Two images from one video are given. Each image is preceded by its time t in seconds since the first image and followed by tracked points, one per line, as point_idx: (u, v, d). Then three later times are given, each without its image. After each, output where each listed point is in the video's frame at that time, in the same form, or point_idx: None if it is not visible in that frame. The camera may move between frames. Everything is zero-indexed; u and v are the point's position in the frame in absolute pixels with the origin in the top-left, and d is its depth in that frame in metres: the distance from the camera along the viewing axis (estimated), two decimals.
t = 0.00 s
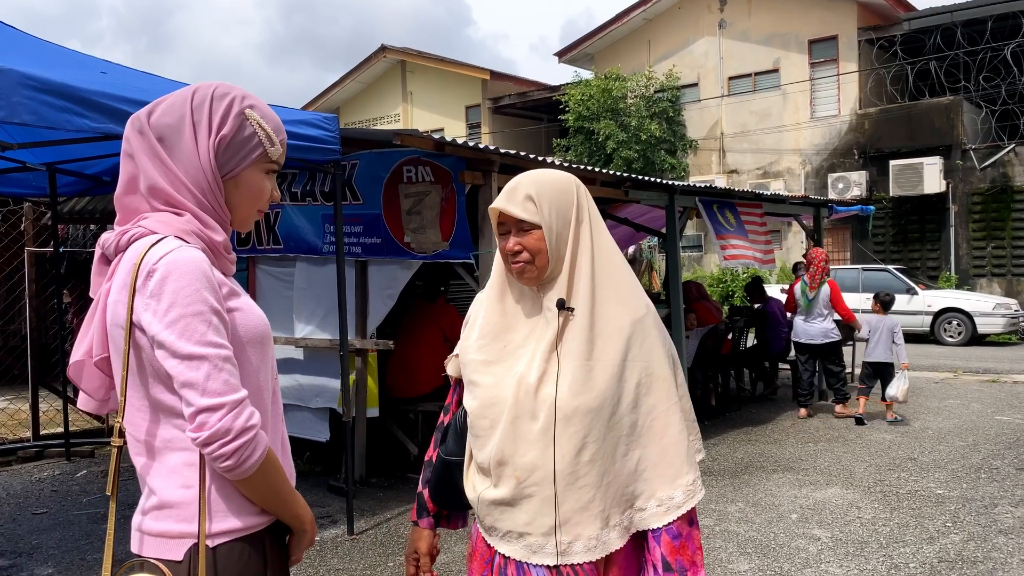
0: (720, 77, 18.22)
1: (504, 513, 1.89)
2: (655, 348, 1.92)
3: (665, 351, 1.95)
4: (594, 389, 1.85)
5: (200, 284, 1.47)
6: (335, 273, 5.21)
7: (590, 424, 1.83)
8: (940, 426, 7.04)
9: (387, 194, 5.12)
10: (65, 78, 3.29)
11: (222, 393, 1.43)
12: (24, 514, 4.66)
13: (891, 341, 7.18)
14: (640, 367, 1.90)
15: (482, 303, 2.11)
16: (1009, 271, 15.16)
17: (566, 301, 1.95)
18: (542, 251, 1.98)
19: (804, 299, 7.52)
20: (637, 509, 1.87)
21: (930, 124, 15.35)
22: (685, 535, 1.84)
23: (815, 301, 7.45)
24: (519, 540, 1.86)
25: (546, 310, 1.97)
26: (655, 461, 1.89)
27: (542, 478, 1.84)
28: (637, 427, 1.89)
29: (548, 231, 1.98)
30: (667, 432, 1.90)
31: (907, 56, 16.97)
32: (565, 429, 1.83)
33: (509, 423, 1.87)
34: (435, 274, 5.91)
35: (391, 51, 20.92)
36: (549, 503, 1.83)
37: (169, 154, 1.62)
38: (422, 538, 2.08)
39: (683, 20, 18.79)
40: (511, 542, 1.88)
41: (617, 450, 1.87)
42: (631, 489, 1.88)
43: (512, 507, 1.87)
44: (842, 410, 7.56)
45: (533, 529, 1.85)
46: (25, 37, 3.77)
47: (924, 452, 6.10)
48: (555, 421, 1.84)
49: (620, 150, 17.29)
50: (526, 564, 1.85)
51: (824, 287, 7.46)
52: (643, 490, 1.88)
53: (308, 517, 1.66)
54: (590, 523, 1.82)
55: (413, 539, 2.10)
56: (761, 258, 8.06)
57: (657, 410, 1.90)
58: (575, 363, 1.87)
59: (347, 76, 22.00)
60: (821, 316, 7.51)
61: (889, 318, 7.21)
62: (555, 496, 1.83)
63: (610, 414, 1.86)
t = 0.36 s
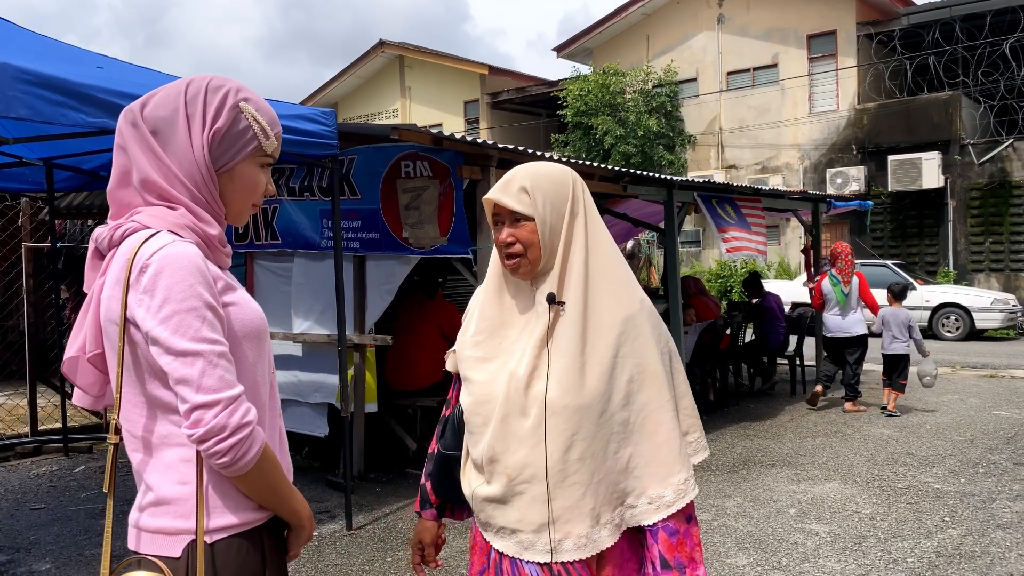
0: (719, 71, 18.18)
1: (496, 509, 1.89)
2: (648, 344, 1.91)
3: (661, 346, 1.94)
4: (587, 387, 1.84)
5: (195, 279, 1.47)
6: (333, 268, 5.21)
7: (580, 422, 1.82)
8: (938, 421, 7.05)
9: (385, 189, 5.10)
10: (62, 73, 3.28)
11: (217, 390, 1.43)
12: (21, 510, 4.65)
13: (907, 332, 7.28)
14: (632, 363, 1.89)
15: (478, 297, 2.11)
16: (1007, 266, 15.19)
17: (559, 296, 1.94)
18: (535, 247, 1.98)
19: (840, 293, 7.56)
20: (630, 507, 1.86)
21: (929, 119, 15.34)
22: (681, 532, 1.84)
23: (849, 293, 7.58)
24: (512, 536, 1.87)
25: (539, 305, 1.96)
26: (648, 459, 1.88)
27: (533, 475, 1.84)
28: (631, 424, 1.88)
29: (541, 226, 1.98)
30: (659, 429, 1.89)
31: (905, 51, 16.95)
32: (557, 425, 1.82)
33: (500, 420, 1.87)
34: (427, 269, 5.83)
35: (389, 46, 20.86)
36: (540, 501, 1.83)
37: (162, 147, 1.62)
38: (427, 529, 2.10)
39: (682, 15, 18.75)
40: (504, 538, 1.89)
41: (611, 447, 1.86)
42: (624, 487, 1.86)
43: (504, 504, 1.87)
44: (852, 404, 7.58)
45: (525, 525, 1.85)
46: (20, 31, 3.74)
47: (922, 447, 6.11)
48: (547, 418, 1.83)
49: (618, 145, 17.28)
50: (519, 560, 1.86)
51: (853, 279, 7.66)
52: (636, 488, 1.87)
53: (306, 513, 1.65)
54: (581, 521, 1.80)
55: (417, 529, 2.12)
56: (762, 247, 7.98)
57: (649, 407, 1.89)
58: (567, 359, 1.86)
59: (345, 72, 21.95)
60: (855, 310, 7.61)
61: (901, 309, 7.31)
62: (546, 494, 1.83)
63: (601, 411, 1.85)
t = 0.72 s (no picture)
0: (719, 67, 18.15)
1: (493, 502, 1.88)
2: (648, 340, 1.89)
3: (661, 341, 1.92)
4: (586, 382, 1.83)
5: (194, 272, 1.45)
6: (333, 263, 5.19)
7: (577, 417, 1.81)
8: (938, 416, 7.05)
9: (384, 184, 5.10)
10: (60, 65, 3.26)
11: (217, 384, 1.42)
12: (20, 504, 4.65)
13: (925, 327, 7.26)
14: (631, 360, 1.88)
15: (480, 289, 2.10)
16: (1007, 261, 15.19)
17: (559, 289, 1.93)
18: (535, 238, 1.96)
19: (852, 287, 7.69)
20: (626, 504, 1.85)
21: (930, 114, 15.34)
22: (674, 531, 1.83)
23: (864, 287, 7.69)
24: (507, 529, 1.86)
25: (539, 299, 1.95)
26: (645, 457, 1.87)
27: (528, 470, 1.83)
28: (629, 420, 1.87)
29: (542, 217, 1.96)
30: (657, 427, 1.87)
31: (906, 46, 16.93)
32: (555, 419, 1.81)
33: (498, 414, 1.86)
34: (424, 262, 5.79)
35: (388, 40, 20.80)
36: (535, 495, 1.82)
37: (159, 139, 1.60)
38: (429, 520, 2.10)
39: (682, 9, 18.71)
40: (500, 531, 1.88)
41: (608, 443, 1.85)
42: (619, 484, 1.86)
43: (500, 498, 1.87)
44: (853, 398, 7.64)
45: (520, 519, 1.84)
46: (17, 23, 3.71)
47: (922, 443, 6.11)
48: (545, 412, 1.82)
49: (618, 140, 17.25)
50: (514, 554, 1.85)
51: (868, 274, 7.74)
52: (632, 485, 1.86)
53: (306, 508, 1.64)
54: (576, 516, 1.80)
55: (420, 520, 2.12)
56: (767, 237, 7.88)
57: (648, 404, 1.88)
58: (567, 354, 1.84)
59: (344, 66, 21.90)
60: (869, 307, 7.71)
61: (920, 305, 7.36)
62: (542, 488, 1.82)
63: (599, 407, 1.84)
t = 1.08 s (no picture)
0: (719, 62, 18.12)
1: (490, 495, 1.88)
2: (647, 336, 1.89)
3: (658, 336, 1.91)
4: (584, 376, 1.83)
5: (194, 266, 1.45)
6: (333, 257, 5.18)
7: (574, 411, 1.81)
8: (936, 412, 7.06)
9: (383, 179, 5.07)
10: (60, 59, 3.25)
11: (217, 378, 1.41)
12: (19, 499, 4.65)
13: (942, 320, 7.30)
14: (629, 357, 1.88)
15: (482, 281, 2.09)
16: (1006, 258, 15.20)
17: (563, 281, 1.93)
18: (543, 225, 1.95)
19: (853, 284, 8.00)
20: (616, 499, 1.85)
21: (930, 110, 15.34)
22: (665, 527, 1.83)
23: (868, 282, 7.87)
24: (503, 523, 1.86)
25: (540, 293, 1.94)
26: (637, 453, 1.86)
27: (525, 461, 1.83)
28: (625, 416, 1.87)
29: (553, 207, 1.94)
30: (652, 424, 1.87)
31: (907, 42, 16.91)
32: (551, 412, 1.81)
33: (497, 406, 1.86)
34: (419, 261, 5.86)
35: (388, 35, 20.76)
36: (530, 487, 1.82)
37: (157, 133, 1.59)
38: (428, 516, 2.09)
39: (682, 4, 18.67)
40: (496, 525, 1.88)
41: (601, 438, 1.85)
42: (611, 479, 1.86)
43: (496, 490, 1.87)
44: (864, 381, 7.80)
45: (516, 512, 1.84)
46: (15, 17, 3.69)
47: (921, 438, 6.11)
48: (543, 405, 1.82)
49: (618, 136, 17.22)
50: (509, 547, 1.85)
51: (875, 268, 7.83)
52: (622, 481, 1.86)
53: (305, 503, 1.64)
54: (569, 509, 1.79)
55: (419, 515, 2.11)
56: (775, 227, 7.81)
57: (646, 401, 1.87)
58: (566, 349, 1.84)
59: (344, 61, 21.86)
60: (874, 302, 7.93)
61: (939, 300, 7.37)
62: (535, 480, 1.82)
63: (596, 401, 1.84)
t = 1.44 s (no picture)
0: (719, 59, 18.11)
1: (490, 493, 1.88)
2: (648, 336, 1.88)
3: (660, 335, 1.91)
4: (585, 375, 1.83)
5: (191, 263, 1.44)
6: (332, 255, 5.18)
7: (577, 411, 1.81)
8: (936, 410, 7.07)
9: (383, 176, 5.09)
10: (60, 56, 3.23)
11: (214, 375, 1.41)
12: (19, 495, 4.65)
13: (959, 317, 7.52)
14: (631, 356, 1.87)
15: (482, 278, 2.09)
16: (1006, 255, 15.20)
17: (568, 282, 1.93)
18: (554, 227, 1.94)
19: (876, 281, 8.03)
20: (617, 500, 1.86)
21: (930, 108, 15.33)
22: (669, 527, 1.81)
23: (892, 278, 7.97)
24: (503, 521, 1.86)
25: (545, 293, 1.94)
26: (640, 454, 1.86)
27: (527, 460, 1.83)
28: (628, 417, 1.87)
29: (565, 205, 1.94)
30: (655, 426, 1.86)
31: (907, 39, 16.90)
32: (553, 412, 1.81)
33: (500, 405, 1.85)
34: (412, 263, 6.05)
35: (387, 32, 20.73)
36: (532, 486, 1.82)
37: (153, 130, 1.59)
38: (423, 511, 2.10)
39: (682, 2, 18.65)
40: (496, 522, 1.88)
41: (604, 439, 1.85)
42: (613, 479, 1.86)
43: (497, 488, 1.87)
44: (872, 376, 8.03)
45: (516, 510, 1.84)
46: (16, 14, 3.68)
47: (920, 436, 6.12)
48: (545, 404, 1.82)
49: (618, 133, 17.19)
50: (508, 545, 1.86)
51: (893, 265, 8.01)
52: (625, 481, 1.86)
53: (304, 500, 1.64)
54: (570, 509, 1.79)
55: (414, 510, 2.12)
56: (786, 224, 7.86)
57: (649, 402, 1.87)
58: (569, 348, 1.84)
59: (344, 57, 21.83)
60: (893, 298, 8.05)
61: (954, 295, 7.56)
62: (538, 479, 1.82)
63: (599, 402, 1.84)
